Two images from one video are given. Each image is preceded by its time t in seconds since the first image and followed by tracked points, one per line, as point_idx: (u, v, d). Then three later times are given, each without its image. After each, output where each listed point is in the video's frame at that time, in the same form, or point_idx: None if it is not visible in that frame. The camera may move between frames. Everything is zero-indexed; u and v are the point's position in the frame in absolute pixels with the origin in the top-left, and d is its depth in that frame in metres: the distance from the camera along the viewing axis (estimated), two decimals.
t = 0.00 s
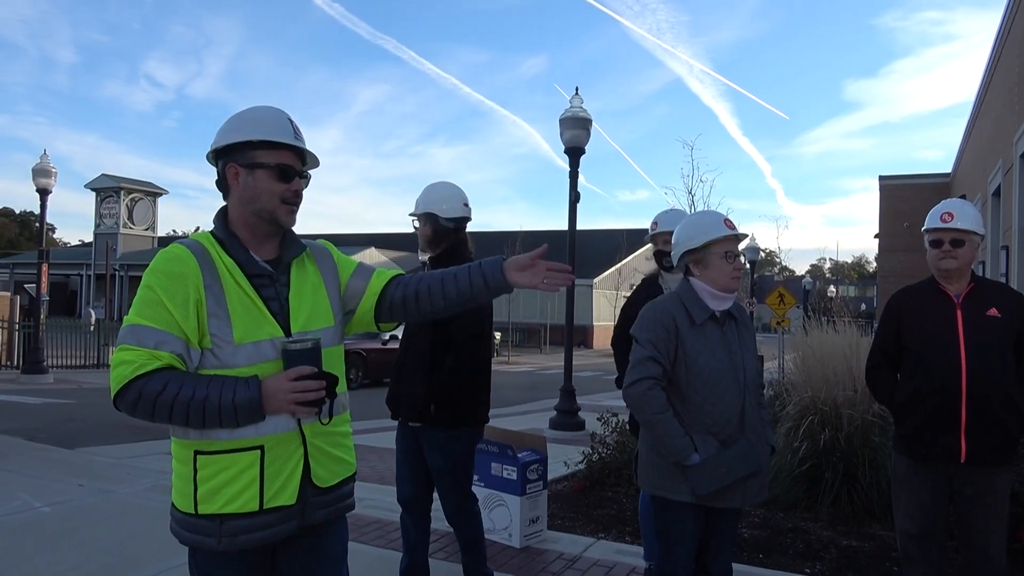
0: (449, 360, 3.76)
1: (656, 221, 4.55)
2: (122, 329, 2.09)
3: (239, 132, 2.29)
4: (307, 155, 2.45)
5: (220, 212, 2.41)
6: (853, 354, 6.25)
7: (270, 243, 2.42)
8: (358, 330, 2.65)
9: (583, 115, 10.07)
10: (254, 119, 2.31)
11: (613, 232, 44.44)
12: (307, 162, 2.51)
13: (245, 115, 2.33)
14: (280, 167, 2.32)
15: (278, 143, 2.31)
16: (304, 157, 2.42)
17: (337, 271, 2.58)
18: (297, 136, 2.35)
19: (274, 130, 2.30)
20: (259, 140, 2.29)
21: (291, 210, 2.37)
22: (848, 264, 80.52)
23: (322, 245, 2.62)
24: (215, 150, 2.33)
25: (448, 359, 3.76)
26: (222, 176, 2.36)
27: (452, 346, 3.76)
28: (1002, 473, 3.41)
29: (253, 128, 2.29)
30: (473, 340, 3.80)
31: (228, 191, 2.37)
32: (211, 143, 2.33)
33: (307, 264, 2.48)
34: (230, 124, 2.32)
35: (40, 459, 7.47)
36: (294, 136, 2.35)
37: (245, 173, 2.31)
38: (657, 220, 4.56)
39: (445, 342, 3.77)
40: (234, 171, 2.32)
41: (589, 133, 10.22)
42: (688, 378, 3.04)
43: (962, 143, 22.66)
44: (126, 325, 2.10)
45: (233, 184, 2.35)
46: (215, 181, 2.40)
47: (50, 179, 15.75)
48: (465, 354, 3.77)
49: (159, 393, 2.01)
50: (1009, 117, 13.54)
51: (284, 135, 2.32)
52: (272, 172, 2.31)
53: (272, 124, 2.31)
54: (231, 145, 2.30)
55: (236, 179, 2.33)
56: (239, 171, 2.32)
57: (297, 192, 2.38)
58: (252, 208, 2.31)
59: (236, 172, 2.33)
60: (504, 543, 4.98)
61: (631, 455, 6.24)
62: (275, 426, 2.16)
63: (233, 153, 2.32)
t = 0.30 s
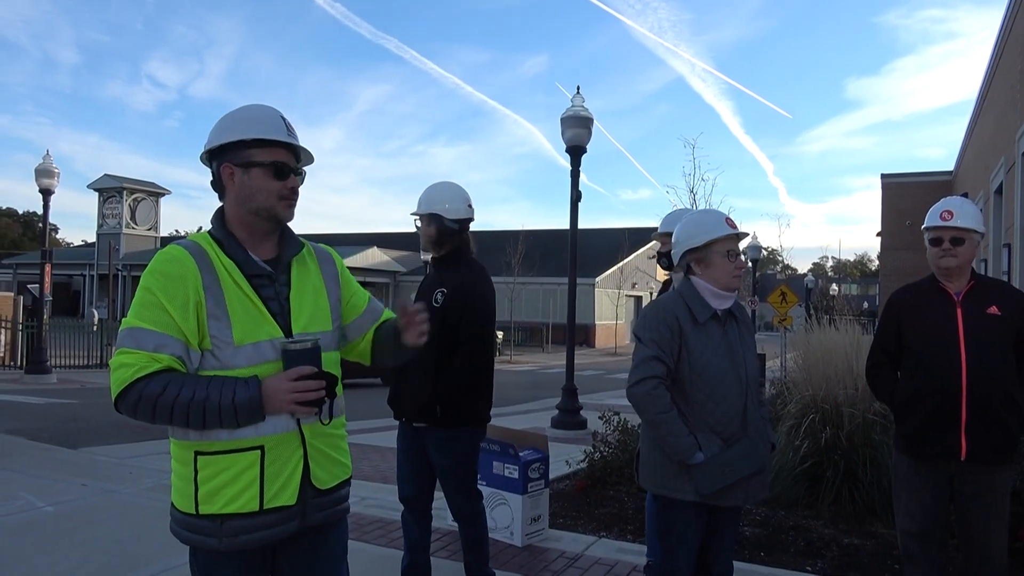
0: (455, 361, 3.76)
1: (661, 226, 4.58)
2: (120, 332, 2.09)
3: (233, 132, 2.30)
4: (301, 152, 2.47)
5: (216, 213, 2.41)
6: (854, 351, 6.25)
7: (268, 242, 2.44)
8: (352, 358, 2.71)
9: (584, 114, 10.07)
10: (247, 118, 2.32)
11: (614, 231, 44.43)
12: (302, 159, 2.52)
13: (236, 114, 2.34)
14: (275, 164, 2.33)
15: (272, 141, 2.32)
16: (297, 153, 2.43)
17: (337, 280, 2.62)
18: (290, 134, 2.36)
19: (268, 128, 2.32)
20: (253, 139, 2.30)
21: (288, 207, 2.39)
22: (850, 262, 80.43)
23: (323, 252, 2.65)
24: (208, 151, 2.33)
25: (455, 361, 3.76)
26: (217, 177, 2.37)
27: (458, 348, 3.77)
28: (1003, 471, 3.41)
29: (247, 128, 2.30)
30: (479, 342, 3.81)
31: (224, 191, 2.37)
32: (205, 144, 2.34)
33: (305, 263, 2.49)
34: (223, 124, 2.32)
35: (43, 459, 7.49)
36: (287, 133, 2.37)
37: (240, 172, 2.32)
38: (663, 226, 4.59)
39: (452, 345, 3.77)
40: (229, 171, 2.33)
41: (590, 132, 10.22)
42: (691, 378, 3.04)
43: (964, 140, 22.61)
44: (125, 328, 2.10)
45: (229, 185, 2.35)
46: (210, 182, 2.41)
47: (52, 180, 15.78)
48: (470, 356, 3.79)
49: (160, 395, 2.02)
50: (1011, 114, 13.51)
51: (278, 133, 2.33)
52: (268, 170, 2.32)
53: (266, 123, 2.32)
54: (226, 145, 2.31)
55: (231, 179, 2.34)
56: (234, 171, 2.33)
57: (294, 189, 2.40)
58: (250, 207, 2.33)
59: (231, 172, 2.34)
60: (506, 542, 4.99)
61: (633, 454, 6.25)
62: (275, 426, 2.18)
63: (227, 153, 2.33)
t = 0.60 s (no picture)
0: (458, 363, 3.77)
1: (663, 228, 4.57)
2: (126, 330, 2.08)
3: (238, 132, 2.30)
4: (303, 150, 2.47)
5: (221, 213, 2.40)
6: (855, 351, 6.25)
7: (272, 241, 2.44)
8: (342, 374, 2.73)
9: (584, 113, 10.07)
10: (251, 118, 2.32)
11: (615, 230, 44.44)
12: (304, 158, 2.53)
13: (240, 114, 2.34)
14: (282, 163, 2.34)
15: (277, 141, 2.33)
16: (300, 153, 2.44)
17: (337, 286, 2.64)
18: (293, 133, 2.37)
19: (273, 127, 2.32)
20: (259, 139, 2.30)
21: (295, 206, 2.40)
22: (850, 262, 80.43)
23: (324, 257, 2.66)
24: (213, 152, 2.33)
25: (458, 362, 3.77)
26: (221, 178, 2.37)
27: (463, 349, 3.77)
28: (1003, 471, 3.41)
29: (253, 128, 2.30)
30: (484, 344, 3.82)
31: (229, 192, 2.37)
32: (208, 145, 2.33)
33: (309, 264, 2.50)
34: (226, 125, 2.32)
35: (43, 459, 7.50)
36: (290, 132, 2.37)
37: (247, 172, 2.32)
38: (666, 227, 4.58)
39: (455, 345, 3.77)
40: (235, 171, 2.33)
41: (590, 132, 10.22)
42: (692, 377, 3.04)
43: (963, 140, 22.61)
44: (131, 327, 2.09)
45: (235, 186, 2.35)
46: (214, 183, 2.40)
47: (52, 180, 15.78)
48: (475, 357, 3.79)
49: (168, 395, 2.02)
50: (1011, 114, 13.51)
51: (283, 132, 2.34)
52: (274, 169, 2.33)
53: (269, 123, 2.32)
54: (232, 146, 2.31)
55: (237, 179, 2.34)
56: (240, 171, 2.33)
57: (300, 188, 2.41)
58: (257, 207, 2.33)
59: (237, 173, 2.34)
60: (506, 542, 4.99)
61: (633, 454, 6.26)
62: (281, 428, 2.19)
63: (232, 153, 2.33)
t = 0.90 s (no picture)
0: (459, 362, 3.77)
1: (663, 228, 4.57)
2: (129, 330, 2.08)
3: (240, 131, 2.30)
4: (303, 150, 2.48)
5: (222, 214, 2.40)
6: (855, 351, 6.26)
7: (273, 242, 2.44)
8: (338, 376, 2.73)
9: (585, 114, 10.08)
10: (253, 118, 2.32)
11: (614, 231, 44.45)
12: (304, 157, 2.53)
13: (241, 115, 2.34)
14: (283, 164, 2.34)
15: (278, 141, 2.34)
16: (300, 153, 2.45)
17: (338, 287, 2.64)
18: (295, 133, 2.38)
19: (274, 128, 2.33)
20: (260, 139, 2.30)
21: (297, 206, 2.40)
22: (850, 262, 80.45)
23: (324, 258, 2.66)
24: (214, 153, 2.33)
25: (459, 362, 3.77)
26: (223, 179, 2.37)
27: (463, 349, 3.78)
28: (1003, 471, 3.42)
29: (254, 129, 2.30)
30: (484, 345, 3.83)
31: (230, 193, 2.37)
32: (209, 146, 2.33)
33: (310, 265, 2.51)
34: (227, 125, 2.32)
35: (43, 459, 7.50)
36: (291, 133, 2.38)
37: (249, 172, 2.32)
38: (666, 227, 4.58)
39: (456, 345, 3.77)
40: (236, 172, 2.33)
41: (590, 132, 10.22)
42: (693, 378, 3.04)
43: (963, 140, 22.60)
44: (134, 327, 2.09)
45: (236, 186, 2.35)
46: (215, 184, 2.40)
47: (52, 180, 15.79)
48: (475, 357, 3.79)
49: (170, 395, 2.02)
50: (1010, 115, 13.52)
51: (284, 132, 2.35)
52: (276, 169, 2.33)
53: (271, 124, 2.33)
54: (233, 146, 2.31)
55: (239, 180, 2.35)
56: (241, 172, 2.33)
57: (301, 188, 2.41)
58: (259, 207, 2.33)
59: (239, 173, 2.34)
60: (506, 542, 4.99)
61: (633, 454, 6.26)
62: (282, 428, 2.19)
63: (234, 154, 2.33)
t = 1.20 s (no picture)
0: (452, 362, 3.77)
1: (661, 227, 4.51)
2: (129, 331, 2.09)
3: (239, 133, 2.31)
4: (302, 150, 2.48)
5: (222, 215, 2.41)
6: (854, 352, 6.26)
7: (273, 242, 2.44)
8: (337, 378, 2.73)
9: (584, 114, 10.09)
10: (251, 120, 2.33)
11: (614, 231, 44.46)
12: (303, 157, 2.53)
13: (239, 117, 2.35)
14: (283, 164, 2.35)
15: (278, 140, 2.34)
16: (299, 153, 2.46)
17: (338, 288, 2.64)
18: (293, 133, 2.39)
19: (273, 128, 2.34)
20: (258, 140, 2.31)
21: (298, 206, 2.41)
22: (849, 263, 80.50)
23: (324, 259, 2.67)
24: (215, 156, 2.34)
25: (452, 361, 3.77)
26: (223, 181, 2.37)
27: (456, 348, 3.78)
28: (1000, 472, 3.43)
29: (253, 129, 2.31)
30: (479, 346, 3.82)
31: (231, 195, 2.37)
32: (208, 148, 2.34)
33: (310, 266, 2.51)
34: (226, 127, 2.33)
35: (43, 459, 7.50)
36: (290, 133, 2.39)
37: (249, 173, 2.33)
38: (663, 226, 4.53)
39: (449, 344, 3.78)
40: (237, 174, 2.34)
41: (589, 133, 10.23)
42: (693, 378, 3.05)
43: (962, 141, 22.62)
44: (134, 328, 2.10)
45: (236, 187, 2.36)
46: (215, 186, 2.40)
47: (52, 181, 15.80)
48: (469, 356, 3.78)
49: (169, 396, 2.03)
50: (1010, 115, 13.53)
51: (283, 132, 2.36)
52: (276, 170, 2.34)
53: (270, 125, 2.33)
54: (233, 147, 2.31)
55: (239, 181, 2.35)
56: (242, 173, 2.34)
57: (302, 187, 2.42)
58: (260, 207, 2.34)
59: (239, 175, 2.35)
60: (505, 542, 5.00)
61: (632, 454, 6.26)
62: (281, 428, 2.20)
63: (233, 156, 2.34)
